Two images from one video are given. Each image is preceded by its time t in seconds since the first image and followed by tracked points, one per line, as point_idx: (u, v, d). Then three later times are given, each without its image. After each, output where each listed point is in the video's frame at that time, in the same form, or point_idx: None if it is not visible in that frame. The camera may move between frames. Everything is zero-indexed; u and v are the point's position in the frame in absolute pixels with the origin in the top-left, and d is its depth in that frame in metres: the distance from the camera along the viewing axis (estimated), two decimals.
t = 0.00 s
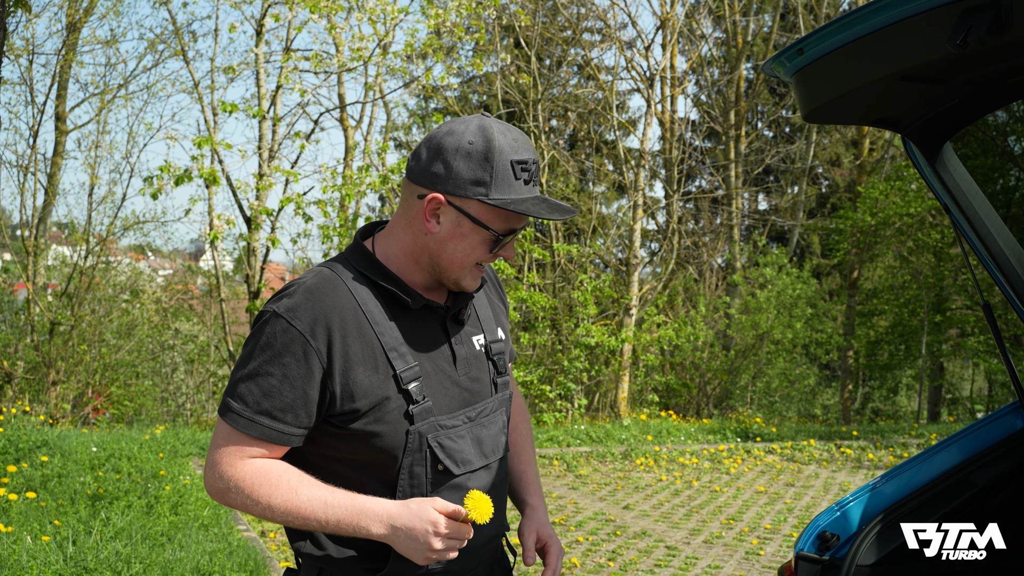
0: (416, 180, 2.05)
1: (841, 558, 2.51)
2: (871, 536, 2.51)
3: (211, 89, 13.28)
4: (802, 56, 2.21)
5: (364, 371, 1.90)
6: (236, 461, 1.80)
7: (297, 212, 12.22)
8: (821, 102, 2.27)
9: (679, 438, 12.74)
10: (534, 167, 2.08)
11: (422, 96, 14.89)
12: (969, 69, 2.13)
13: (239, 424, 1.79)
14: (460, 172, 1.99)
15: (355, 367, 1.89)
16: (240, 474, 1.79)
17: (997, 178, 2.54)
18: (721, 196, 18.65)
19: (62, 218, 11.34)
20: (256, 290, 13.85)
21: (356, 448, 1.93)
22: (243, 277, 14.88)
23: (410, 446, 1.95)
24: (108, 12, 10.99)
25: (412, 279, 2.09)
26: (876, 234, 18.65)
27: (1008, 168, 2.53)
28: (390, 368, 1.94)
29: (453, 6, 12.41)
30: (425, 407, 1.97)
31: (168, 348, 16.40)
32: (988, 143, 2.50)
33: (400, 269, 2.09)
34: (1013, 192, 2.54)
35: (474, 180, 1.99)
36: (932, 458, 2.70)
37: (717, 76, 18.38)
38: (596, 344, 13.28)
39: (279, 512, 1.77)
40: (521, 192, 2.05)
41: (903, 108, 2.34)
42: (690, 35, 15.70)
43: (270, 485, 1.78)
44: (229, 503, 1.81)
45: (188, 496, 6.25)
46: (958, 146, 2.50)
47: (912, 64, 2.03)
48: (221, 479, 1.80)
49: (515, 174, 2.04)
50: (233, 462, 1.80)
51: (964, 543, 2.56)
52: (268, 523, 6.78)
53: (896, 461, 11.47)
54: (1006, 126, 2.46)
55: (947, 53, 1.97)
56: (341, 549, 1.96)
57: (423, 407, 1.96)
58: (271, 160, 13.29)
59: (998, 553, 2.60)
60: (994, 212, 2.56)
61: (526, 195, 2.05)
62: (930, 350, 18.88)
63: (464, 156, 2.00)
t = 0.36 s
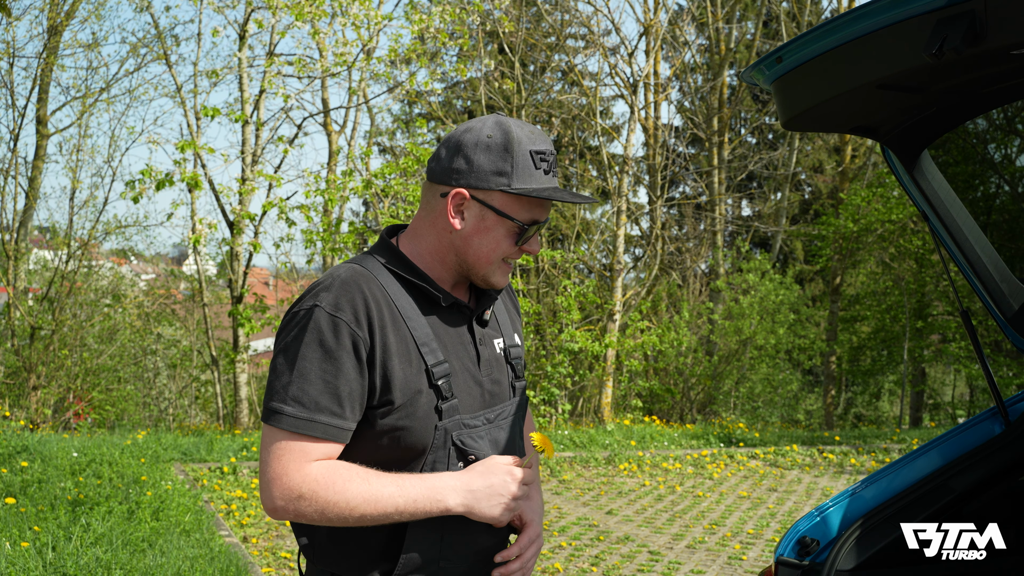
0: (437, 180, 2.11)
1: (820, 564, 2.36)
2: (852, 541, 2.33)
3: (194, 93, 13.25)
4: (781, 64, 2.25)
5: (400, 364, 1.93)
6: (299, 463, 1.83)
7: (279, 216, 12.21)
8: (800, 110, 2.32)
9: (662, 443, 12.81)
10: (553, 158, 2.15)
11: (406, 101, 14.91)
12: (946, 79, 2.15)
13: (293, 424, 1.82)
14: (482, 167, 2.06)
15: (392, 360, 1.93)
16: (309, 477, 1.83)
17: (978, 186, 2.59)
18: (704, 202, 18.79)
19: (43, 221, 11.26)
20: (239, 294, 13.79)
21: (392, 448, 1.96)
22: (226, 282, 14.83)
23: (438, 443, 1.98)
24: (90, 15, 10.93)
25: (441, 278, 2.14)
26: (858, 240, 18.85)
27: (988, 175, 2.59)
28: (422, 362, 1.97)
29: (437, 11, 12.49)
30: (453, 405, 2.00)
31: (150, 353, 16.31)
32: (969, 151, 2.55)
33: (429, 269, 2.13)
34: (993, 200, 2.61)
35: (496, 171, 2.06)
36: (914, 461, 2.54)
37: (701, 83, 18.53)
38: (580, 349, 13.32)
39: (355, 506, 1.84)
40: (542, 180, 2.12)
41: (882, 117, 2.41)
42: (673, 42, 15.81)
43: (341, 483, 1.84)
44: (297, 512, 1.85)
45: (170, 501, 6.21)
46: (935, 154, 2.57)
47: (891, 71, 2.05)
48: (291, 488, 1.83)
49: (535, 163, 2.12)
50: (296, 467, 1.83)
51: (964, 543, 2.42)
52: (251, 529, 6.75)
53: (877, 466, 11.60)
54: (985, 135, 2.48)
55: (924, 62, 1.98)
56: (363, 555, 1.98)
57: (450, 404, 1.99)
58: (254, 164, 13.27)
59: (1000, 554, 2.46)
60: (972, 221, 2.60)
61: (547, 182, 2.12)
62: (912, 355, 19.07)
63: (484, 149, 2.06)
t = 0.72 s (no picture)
0: (482, 185, 2.18)
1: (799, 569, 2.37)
2: (828, 546, 2.34)
3: (175, 94, 13.20)
4: (761, 71, 2.25)
5: (436, 351, 1.99)
6: (338, 443, 1.93)
7: (260, 219, 12.18)
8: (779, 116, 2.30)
9: (643, 447, 12.88)
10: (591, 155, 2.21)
11: (389, 104, 14.90)
12: (921, 87, 2.16)
13: (335, 402, 1.91)
14: (523, 165, 2.13)
15: (430, 347, 1.99)
16: (345, 456, 1.91)
17: (955, 192, 2.59)
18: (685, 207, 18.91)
19: (20, 223, 11.18)
20: (219, 297, 13.75)
21: (427, 437, 1.99)
22: (207, 284, 14.78)
23: (469, 433, 1.99)
24: (69, 16, 10.84)
25: (492, 280, 2.18)
26: (838, 245, 19.08)
27: (966, 182, 2.57)
28: (460, 353, 2.02)
29: (419, 14, 12.51)
30: (486, 397, 2.01)
31: (129, 356, 16.17)
32: (947, 158, 2.55)
33: (482, 272, 2.18)
34: (971, 206, 2.57)
35: (537, 166, 2.12)
36: (892, 465, 2.51)
37: (682, 88, 18.65)
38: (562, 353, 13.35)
39: (383, 491, 1.89)
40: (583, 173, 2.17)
41: (862, 124, 2.42)
42: (656, 48, 15.91)
43: (373, 465, 1.90)
44: (333, 487, 1.94)
45: (147, 506, 6.16)
46: (912, 160, 2.59)
47: (869, 79, 2.05)
48: (328, 465, 1.92)
49: (573, 158, 2.17)
50: (335, 445, 1.93)
51: (964, 543, 2.36)
52: (229, 533, 6.71)
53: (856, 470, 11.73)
54: (964, 141, 2.49)
55: (901, 69, 1.98)
56: (388, 540, 1.99)
57: (483, 396, 2.00)
58: (235, 167, 13.22)
59: (1006, 555, 2.36)
60: (949, 227, 2.62)
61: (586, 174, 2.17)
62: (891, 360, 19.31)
63: (525, 149, 2.14)
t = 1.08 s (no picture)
0: (508, 184, 2.21)
1: (765, 560, 2.37)
2: (794, 537, 2.36)
3: (146, 85, 13.06)
4: (729, 65, 2.18)
5: (437, 335, 2.03)
6: (335, 407, 1.94)
7: (232, 212, 12.08)
8: (748, 109, 2.24)
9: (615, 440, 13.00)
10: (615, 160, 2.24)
11: (364, 96, 14.82)
12: (888, 81, 2.12)
13: (339, 373, 1.93)
14: (548, 166, 2.16)
15: (432, 331, 2.02)
16: (339, 417, 1.91)
17: (925, 187, 2.61)
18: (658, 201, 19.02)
19: None
20: (191, 290, 13.62)
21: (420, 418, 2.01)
22: (178, 277, 14.65)
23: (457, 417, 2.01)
24: (37, 5, 10.68)
25: (507, 276, 2.20)
26: (809, 241, 19.37)
27: (936, 177, 2.60)
28: (459, 341, 2.04)
29: (393, 7, 12.48)
30: (478, 386, 2.03)
31: (99, 350, 15.99)
32: (917, 153, 2.55)
33: (502, 269, 2.20)
34: (941, 201, 2.62)
35: (561, 167, 2.15)
36: (860, 455, 2.51)
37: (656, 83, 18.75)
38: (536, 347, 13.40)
39: (376, 445, 1.86)
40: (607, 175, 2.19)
41: (830, 119, 2.38)
42: (630, 42, 15.96)
43: (364, 423, 1.89)
44: (332, 452, 1.93)
45: (116, 500, 6.11)
46: (880, 153, 2.56)
47: (836, 74, 1.99)
48: (324, 428, 1.92)
49: (596, 161, 2.20)
50: (330, 409, 1.93)
51: (964, 543, 2.41)
52: (199, 527, 6.68)
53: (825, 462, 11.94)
54: (934, 137, 2.50)
55: (867, 63, 1.93)
56: (375, 515, 2.01)
57: (475, 384, 2.03)
58: (207, 159, 13.10)
59: (1002, 556, 2.42)
60: (918, 223, 2.63)
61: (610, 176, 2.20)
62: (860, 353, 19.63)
63: (551, 150, 2.18)
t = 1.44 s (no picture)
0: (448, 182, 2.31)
1: (756, 555, 2.40)
2: (786, 533, 2.38)
3: (136, 82, 13.01)
4: (719, 61, 2.19)
5: (418, 322, 2.00)
6: (336, 407, 1.92)
7: (223, 209, 12.04)
8: (738, 105, 2.26)
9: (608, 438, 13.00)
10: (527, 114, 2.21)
11: (355, 94, 14.77)
12: (878, 77, 2.13)
13: (332, 367, 1.91)
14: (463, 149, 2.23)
15: (412, 318, 1.99)
16: (344, 418, 1.90)
17: (916, 185, 2.61)
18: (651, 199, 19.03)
19: None
20: (182, 288, 13.58)
21: (409, 410, 1.98)
22: (170, 275, 14.60)
23: (443, 402, 1.98)
24: (26, 1, 10.61)
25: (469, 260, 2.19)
26: (801, 238, 19.44)
27: (926, 175, 2.62)
28: (439, 327, 2.02)
29: (384, 3, 12.47)
30: (462, 369, 2.00)
31: (90, 348, 15.93)
32: (908, 150, 2.57)
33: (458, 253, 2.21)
34: (932, 198, 2.63)
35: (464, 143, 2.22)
36: (851, 451, 2.53)
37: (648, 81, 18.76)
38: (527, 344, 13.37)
39: (385, 445, 1.86)
40: (508, 130, 2.18)
41: (820, 115, 2.39)
42: (621, 39, 15.96)
43: (372, 424, 1.88)
44: (341, 453, 1.91)
45: (108, 498, 6.10)
46: (869, 150, 2.56)
47: (824, 70, 2.01)
48: (330, 429, 1.90)
49: (504, 124, 2.18)
50: (334, 409, 1.91)
51: (964, 543, 2.41)
52: (192, 525, 6.67)
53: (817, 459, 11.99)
54: (924, 135, 2.52)
55: (856, 59, 1.93)
56: (373, 511, 1.96)
57: (459, 368, 1.99)
58: (198, 156, 13.05)
59: (1003, 556, 2.41)
60: (908, 220, 2.60)
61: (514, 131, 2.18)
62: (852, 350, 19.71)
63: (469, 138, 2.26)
